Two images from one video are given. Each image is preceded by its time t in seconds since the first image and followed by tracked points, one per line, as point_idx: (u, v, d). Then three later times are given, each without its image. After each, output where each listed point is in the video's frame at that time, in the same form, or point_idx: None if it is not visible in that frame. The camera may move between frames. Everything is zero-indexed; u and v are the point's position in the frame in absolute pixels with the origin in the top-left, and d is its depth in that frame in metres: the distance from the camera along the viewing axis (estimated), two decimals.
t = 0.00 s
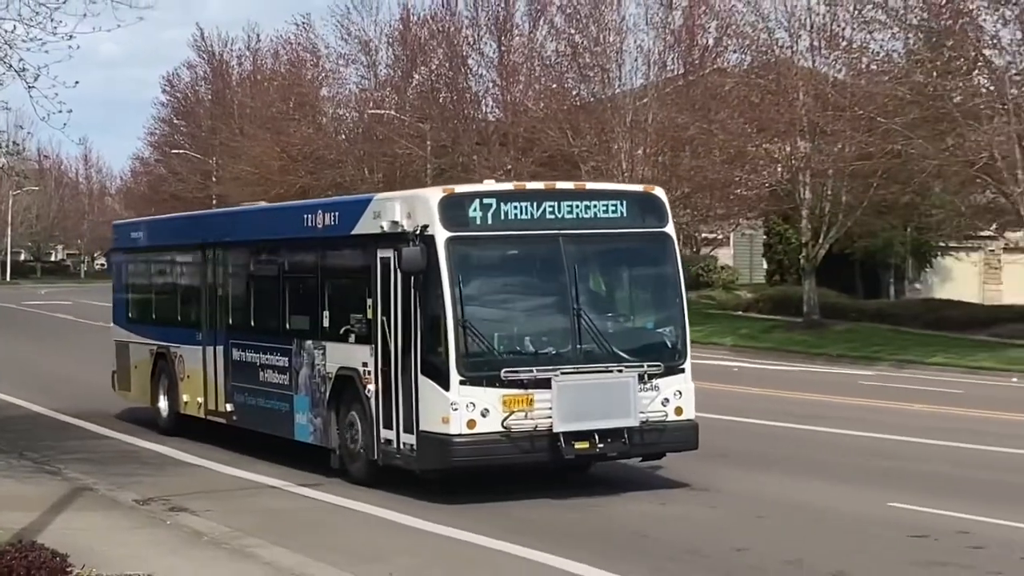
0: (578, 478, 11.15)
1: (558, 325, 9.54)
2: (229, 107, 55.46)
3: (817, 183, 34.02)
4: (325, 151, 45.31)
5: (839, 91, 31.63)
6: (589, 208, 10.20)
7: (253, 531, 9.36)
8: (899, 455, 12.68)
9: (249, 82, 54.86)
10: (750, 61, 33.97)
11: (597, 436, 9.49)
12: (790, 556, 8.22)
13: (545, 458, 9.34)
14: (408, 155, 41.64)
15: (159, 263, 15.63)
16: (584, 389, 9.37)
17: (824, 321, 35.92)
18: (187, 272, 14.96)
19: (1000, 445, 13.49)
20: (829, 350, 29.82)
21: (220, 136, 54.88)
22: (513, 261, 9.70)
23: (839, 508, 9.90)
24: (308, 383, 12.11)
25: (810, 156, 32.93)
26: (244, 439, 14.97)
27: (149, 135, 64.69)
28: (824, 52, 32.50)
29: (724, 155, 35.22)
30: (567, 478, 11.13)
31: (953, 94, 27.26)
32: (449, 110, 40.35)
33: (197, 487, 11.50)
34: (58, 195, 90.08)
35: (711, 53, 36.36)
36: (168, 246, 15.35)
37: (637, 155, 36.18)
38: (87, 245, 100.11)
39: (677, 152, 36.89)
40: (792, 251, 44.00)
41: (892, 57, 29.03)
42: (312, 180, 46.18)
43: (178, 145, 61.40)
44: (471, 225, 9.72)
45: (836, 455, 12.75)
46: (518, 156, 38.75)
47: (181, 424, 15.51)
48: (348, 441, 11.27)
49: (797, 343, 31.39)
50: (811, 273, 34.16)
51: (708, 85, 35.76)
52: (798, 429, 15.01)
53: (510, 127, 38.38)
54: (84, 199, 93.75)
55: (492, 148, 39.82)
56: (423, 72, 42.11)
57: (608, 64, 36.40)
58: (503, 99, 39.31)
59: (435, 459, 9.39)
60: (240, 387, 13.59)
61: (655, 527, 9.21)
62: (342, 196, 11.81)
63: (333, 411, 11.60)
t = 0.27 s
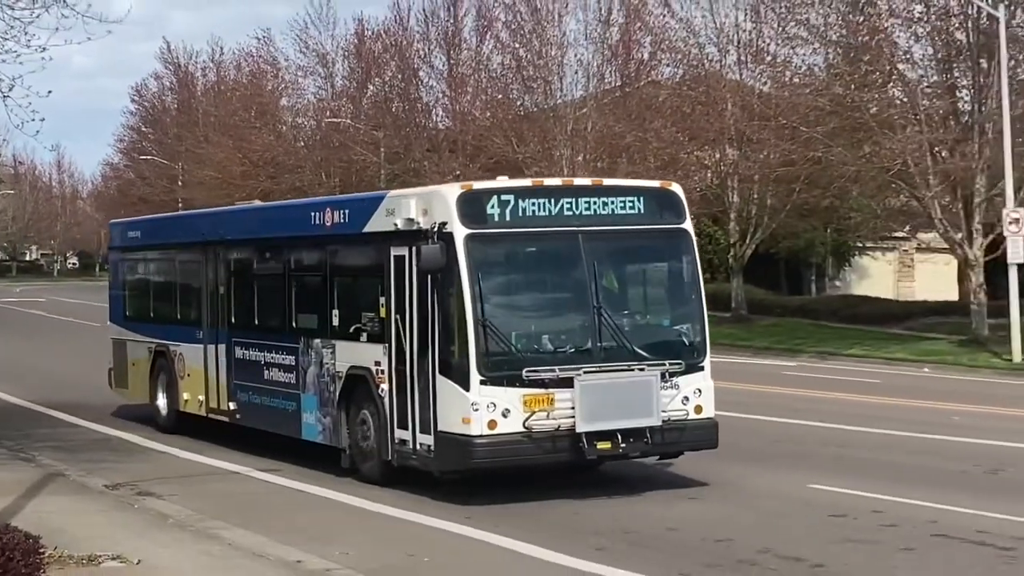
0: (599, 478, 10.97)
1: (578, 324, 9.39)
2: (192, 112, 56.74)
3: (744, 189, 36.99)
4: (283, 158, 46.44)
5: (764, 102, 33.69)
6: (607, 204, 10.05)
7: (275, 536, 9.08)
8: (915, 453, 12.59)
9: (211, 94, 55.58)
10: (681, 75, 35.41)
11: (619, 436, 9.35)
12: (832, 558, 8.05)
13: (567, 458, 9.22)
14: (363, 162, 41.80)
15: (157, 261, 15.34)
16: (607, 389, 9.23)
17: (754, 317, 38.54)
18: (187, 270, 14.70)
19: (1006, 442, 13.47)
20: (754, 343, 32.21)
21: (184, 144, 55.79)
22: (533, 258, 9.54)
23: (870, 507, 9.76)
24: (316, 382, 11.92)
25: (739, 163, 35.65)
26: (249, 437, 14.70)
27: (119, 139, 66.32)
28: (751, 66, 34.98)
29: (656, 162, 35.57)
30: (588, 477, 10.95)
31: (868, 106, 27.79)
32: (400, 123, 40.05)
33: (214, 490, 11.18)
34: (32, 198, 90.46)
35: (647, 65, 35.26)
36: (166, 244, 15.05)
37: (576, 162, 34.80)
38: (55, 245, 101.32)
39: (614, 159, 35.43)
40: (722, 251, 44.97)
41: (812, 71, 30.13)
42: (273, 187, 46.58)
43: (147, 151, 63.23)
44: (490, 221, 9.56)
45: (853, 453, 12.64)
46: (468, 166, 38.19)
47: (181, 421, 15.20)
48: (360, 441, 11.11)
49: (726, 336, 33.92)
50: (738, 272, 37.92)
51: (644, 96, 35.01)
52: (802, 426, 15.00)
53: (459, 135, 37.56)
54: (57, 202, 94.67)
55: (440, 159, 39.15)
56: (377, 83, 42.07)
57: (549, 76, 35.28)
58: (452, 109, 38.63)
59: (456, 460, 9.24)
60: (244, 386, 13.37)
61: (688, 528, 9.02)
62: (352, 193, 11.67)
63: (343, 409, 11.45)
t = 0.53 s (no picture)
0: (622, 480, 10.46)
1: (601, 321, 8.96)
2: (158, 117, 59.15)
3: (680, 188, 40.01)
4: (235, 160, 50.91)
5: (697, 108, 37.04)
6: (626, 196, 9.65)
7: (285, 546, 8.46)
8: (942, 452, 12.17)
9: (168, 98, 59.22)
10: (621, 81, 38.18)
11: (645, 438, 8.95)
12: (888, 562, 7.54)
13: (590, 462, 8.81)
14: (314, 161, 44.87)
15: (142, 260, 14.69)
16: (634, 388, 8.83)
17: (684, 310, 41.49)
18: (173, 269, 14.10)
19: None
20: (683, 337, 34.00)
21: (140, 146, 59.22)
22: (552, 253, 9.11)
23: (915, 509, 9.27)
24: (318, 383, 11.44)
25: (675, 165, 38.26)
26: (243, 441, 14.09)
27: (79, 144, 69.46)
28: (686, 73, 37.98)
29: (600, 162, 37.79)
30: (610, 481, 10.44)
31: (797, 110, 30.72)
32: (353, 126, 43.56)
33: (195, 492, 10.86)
34: None
35: (587, 72, 38.61)
36: (151, 243, 14.41)
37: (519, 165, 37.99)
38: (15, 246, 101.56)
39: (557, 163, 38.12)
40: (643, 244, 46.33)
41: (743, 78, 33.05)
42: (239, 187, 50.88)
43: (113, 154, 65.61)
44: (508, 214, 9.11)
45: (878, 453, 12.22)
46: (411, 163, 41.86)
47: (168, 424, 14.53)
48: (366, 444, 10.65)
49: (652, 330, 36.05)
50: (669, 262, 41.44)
51: (583, 102, 37.99)
52: (812, 425, 14.70)
53: (406, 139, 41.28)
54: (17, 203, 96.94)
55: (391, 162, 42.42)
56: (326, 88, 45.76)
57: (493, 81, 38.77)
58: (401, 113, 42.52)
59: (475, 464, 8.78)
60: (236, 388, 12.81)
61: (728, 532, 8.52)
62: (356, 186, 11.25)
63: (347, 411, 10.99)
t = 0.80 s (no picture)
0: (649, 483, 10.12)
1: (628, 321, 8.73)
2: (128, 125, 62.88)
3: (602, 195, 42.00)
4: (195, 164, 54.03)
5: (635, 117, 33.98)
6: (650, 192, 9.40)
7: (305, 557, 8.03)
8: (972, 455, 11.82)
9: (132, 106, 63.24)
10: (562, 92, 36.88)
11: (674, 440, 8.71)
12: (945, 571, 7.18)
13: (619, 465, 8.54)
14: (269, 168, 48.18)
15: (135, 259, 14.24)
16: (662, 390, 8.58)
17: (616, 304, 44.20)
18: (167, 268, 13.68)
19: None
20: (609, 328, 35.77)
21: (106, 152, 64.21)
22: (577, 250, 8.85)
23: (952, 512, 8.98)
24: (326, 384, 11.13)
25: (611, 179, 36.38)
26: (244, 442, 13.71)
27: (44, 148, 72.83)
28: (624, 83, 35.23)
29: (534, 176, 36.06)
30: (637, 484, 10.10)
31: (727, 121, 31.26)
32: (306, 132, 46.49)
33: (168, 485, 11.13)
34: None
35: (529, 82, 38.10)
36: (145, 242, 13.97)
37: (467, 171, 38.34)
38: None
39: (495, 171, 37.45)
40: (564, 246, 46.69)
41: (677, 90, 32.62)
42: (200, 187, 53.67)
43: (89, 161, 69.05)
44: (531, 210, 8.84)
45: (905, 455, 11.88)
46: (369, 169, 43.56)
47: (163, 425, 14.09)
48: (380, 447, 10.35)
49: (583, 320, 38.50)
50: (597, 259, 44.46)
51: (527, 110, 37.71)
52: (827, 425, 14.45)
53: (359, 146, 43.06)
54: None
55: (336, 168, 45.08)
56: (282, 96, 48.56)
57: (442, 92, 39.78)
58: (354, 122, 44.37)
59: (500, 469, 8.50)
60: (238, 389, 12.45)
61: (771, 539, 8.15)
62: (366, 183, 10.98)
63: (357, 412, 10.70)
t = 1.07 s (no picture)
0: (680, 483, 9.91)
1: (661, 321, 8.60)
2: (105, 134, 64.57)
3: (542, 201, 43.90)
4: (169, 172, 56.24)
5: (582, 127, 34.92)
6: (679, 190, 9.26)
7: (334, 563, 7.72)
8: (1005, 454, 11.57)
9: (108, 116, 65.23)
10: (515, 105, 37.28)
11: (707, 443, 8.58)
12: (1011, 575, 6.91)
13: (651, 468, 8.39)
14: (239, 175, 50.73)
15: (140, 259, 13.99)
16: (696, 391, 8.44)
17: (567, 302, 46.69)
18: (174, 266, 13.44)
19: None
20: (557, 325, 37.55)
21: (83, 161, 65.91)
22: (608, 248, 8.70)
23: (987, 510, 8.85)
24: (342, 385, 10.96)
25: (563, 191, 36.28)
26: (251, 442, 13.48)
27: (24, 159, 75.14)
28: (572, 97, 36.02)
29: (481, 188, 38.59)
30: (668, 484, 9.88)
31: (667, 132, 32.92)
32: (273, 141, 48.90)
33: (141, 475, 11.47)
34: None
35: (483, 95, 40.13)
36: (151, 242, 13.72)
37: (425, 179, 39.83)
38: None
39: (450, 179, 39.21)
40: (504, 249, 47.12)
41: (620, 103, 33.98)
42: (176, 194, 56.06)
43: (65, 168, 70.54)
44: (562, 208, 8.69)
45: (938, 455, 11.64)
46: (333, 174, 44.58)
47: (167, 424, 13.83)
48: (400, 449, 10.19)
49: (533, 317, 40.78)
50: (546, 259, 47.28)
51: (482, 122, 39.27)
52: (840, 423, 14.36)
53: (323, 154, 44.66)
54: None
55: (298, 174, 47.11)
56: (251, 107, 50.82)
57: (401, 104, 41.73)
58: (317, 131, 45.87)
59: (532, 471, 8.34)
60: (248, 389, 12.23)
61: (815, 540, 7.96)
62: (384, 181, 10.82)
63: (376, 413, 10.53)
